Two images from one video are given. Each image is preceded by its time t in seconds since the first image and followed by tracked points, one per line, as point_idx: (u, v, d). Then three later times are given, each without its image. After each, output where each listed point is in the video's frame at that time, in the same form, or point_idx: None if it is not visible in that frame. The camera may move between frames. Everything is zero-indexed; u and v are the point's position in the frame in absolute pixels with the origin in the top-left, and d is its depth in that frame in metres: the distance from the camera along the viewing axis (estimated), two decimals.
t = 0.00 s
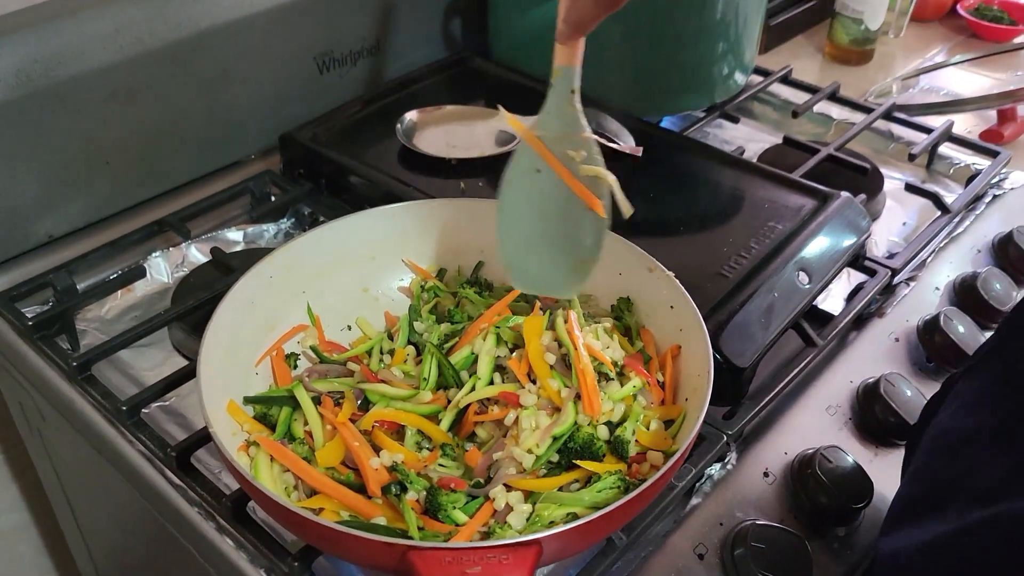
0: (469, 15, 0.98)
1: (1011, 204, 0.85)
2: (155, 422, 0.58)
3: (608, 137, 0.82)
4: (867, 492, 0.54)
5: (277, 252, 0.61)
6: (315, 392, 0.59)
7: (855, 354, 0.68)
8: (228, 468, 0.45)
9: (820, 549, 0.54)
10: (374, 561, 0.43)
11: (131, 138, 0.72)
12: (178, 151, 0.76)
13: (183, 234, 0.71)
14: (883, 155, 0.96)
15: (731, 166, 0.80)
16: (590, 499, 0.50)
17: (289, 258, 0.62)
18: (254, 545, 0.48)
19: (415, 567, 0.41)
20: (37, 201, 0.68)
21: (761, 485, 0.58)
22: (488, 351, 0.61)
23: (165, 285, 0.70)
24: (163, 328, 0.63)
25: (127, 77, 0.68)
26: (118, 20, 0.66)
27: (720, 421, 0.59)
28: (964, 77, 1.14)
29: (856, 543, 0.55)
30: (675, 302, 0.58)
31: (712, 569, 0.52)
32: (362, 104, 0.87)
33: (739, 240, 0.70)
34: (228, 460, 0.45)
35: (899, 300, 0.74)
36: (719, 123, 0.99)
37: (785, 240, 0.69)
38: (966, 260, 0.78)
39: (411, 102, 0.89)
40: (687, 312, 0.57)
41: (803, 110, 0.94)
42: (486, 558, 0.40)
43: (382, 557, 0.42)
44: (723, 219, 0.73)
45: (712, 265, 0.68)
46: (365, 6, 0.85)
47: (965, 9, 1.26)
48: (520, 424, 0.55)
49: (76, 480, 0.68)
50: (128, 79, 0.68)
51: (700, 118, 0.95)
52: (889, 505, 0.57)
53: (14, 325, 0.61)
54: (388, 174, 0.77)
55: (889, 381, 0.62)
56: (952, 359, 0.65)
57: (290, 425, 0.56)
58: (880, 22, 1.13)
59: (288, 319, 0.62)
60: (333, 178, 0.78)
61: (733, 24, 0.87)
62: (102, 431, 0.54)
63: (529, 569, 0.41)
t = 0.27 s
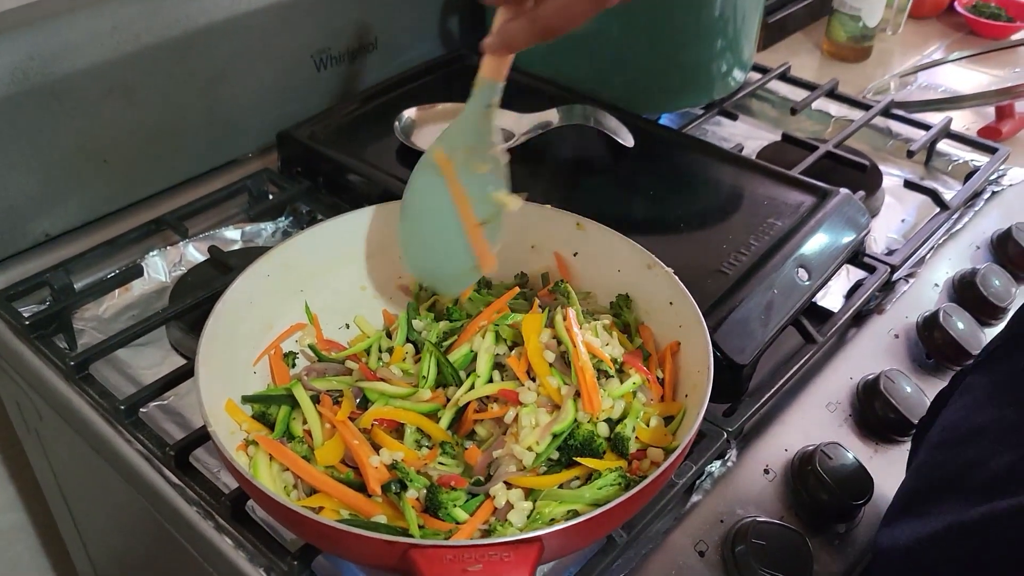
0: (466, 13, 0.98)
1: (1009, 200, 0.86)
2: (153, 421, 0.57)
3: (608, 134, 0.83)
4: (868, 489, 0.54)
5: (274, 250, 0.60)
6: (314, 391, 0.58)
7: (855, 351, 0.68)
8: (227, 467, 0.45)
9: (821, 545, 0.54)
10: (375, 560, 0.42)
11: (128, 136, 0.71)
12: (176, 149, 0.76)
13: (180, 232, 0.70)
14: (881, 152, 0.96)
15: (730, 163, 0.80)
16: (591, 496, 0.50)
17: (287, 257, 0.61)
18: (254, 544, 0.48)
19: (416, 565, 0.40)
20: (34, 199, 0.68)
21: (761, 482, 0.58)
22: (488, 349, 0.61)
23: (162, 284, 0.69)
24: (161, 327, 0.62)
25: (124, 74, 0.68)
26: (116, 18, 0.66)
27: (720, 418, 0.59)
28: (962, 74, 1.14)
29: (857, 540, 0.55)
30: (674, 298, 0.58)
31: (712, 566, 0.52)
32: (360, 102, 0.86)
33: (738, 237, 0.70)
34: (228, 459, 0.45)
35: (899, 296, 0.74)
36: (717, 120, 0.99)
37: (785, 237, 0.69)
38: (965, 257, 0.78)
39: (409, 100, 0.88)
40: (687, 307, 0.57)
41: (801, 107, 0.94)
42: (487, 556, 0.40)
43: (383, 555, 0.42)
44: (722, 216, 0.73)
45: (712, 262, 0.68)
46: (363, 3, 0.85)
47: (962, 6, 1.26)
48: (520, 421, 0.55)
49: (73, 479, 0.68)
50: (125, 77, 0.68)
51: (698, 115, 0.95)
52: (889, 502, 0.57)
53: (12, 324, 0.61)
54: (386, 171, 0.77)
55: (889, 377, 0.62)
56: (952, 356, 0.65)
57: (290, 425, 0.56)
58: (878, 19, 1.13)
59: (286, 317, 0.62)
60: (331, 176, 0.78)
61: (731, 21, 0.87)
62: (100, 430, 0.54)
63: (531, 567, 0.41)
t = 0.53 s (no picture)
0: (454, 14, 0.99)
1: (990, 199, 0.87)
2: (141, 422, 0.58)
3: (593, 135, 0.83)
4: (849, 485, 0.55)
5: (261, 252, 0.60)
6: (301, 391, 0.59)
7: (838, 349, 0.69)
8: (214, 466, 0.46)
9: (803, 541, 0.55)
10: (361, 557, 0.43)
11: (116, 138, 0.72)
12: (164, 151, 0.76)
13: (168, 235, 0.71)
14: (865, 152, 0.97)
15: (715, 163, 0.81)
16: (575, 492, 0.50)
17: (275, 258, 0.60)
18: (242, 543, 0.48)
19: (402, 562, 0.41)
20: (22, 202, 0.68)
21: (745, 479, 0.58)
22: (473, 349, 0.62)
23: (150, 286, 0.69)
24: (149, 328, 0.63)
25: (112, 77, 0.68)
26: (103, 20, 0.66)
27: (703, 416, 0.60)
28: (945, 75, 1.15)
29: (838, 535, 0.56)
30: (658, 298, 0.59)
31: (696, 562, 0.53)
32: (348, 103, 0.87)
33: (722, 237, 0.71)
34: (215, 459, 0.45)
35: (881, 295, 0.75)
36: (703, 121, 1.00)
37: (768, 237, 0.70)
38: (946, 255, 0.80)
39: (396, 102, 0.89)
40: (671, 309, 0.57)
41: (785, 107, 0.95)
42: (471, 552, 0.41)
43: (369, 552, 0.42)
44: (707, 216, 0.74)
45: (696, 262, 0.69)
46: (351, 6, 0.85)
47: (945, 7, 1.28)
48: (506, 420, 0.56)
49: (62, 481, 0.68)
50: (113, 79, 0.68)
51: (683, 116, 0.95)
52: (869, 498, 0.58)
53: None
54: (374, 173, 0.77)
55: (870, 375, 0.63)
56: (933, 353, 0.66)
57: (278, 425, 0.57)
58: (862, 20, 1.14)
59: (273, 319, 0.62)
60: (318, 178, 0.79)
61: (716, 23, 0.88)
62: (88, 432, 0.54)
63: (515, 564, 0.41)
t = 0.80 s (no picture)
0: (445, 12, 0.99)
1: (980, 194, 0.87)
2: (133, 419, 0.58)
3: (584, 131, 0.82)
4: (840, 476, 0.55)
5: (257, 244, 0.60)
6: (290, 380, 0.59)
7: (828, 343, 0.69)
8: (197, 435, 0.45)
9: (795, 534, 0.55)
10: (344, 523, 0.42)
11: (106, 137, 0.71)
12: (154, 149, 0.76)
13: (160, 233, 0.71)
14: (856, 147, 0.98)
15: (706, 159, 0.81)
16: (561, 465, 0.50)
17: (270, 250, 0.61)
18: (234, 539, 0.48)
19: (383, 524, 0.40)
20: (12, 201, 0.68)
21: (737, 473, 0.59)
22: (462, 336, 0.63)
23: (142, 284, 0.69)
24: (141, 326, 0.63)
25: (102, 75, 0.68)
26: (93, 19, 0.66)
27: (696, 410, 0.60)
28: (936, 70, 1.15)
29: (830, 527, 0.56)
30: (648, 289, 0.59)
31: (688, 555, 0.53)
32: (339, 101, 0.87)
33: (713, 232, 0.71)
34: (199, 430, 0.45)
35: (871, 289, 0.75)
36: (694, 117, 1.00)
37: (759, 231, 0.70)
38: (936, 249, 0.80)
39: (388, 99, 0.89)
40: (659, 295, 0.58)
41: (776, 103, 0.95)
42: (453, 513, 0.40)
43: (351, 518, 0.42)
44: (698, 211, 0.74)
45: (687, 257, 0.69)
46: (341, 3, 0.85)
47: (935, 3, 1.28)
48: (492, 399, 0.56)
49: (56, 480, 0.68)
50: (103, 78, 0.68)
51: (675, 112, 0.96)
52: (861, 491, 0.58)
53: None
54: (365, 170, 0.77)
55: (861, 368, 0.63)
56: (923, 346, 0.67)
57: (268, 410, 0.57)
58: (852, 17, 1.15)
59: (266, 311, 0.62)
60: (310, 175, 0.79)
61: (706, 19, 0.88)
62: (80, 429, 0.54)
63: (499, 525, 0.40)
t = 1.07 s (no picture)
0: (440, 11, 0.99)
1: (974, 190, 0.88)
2: (131, 419, 0.58)
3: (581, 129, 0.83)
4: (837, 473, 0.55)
5: (259, 228, 0.62)
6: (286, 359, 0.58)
7: (825, 339, 0.70)
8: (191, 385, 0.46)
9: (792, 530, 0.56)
10: (331, 466, 0.42)
11: (103, 137, 0.71)
12: (150, 149, 0.76)
13: (157, 233, 0.71)
14: (851, 145, 0.98)
15: (702, 157, 0.81)
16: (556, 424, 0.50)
17: (271, 238, 0.62)
18: (231, 537, 0.48)
19: (373, 463, 0.40)
20: (8, 202, 0.68)
21: (734, 469, 0.59)
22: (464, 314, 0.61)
23: (139, 284, 0.69)
24: (138, 326, 0.63)
25: (97, 76, 0.68)
26: (88, 19, 0.66)
27: (693, 407, 0.60)
28: (930, 68, 1.16)
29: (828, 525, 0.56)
30: (645, 286, 0.60)
31: (686, 551, 0.53)
32: (335, 101, 0.87)
33: (709, 230, 0.72)
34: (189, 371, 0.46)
35: (867, 285, 0.76)
36: (690, 116, 1.00)
37: (755, 228, 0.71)
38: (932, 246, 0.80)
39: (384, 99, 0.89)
40: (657, 291, 0.59)
41: (771, 101, 0.96)
42: (442, 454, 0.40)
43: (343, 463, 0.42)
44: (695, 209, 0.74)
45: (683, 255, 0.69)
46: (337, 3, 0.85)
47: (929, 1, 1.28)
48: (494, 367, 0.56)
49: (53, 481, 0.68)
50: (98, 78, 0.68)
51: (671, 111, 0.96)
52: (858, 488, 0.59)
53: None
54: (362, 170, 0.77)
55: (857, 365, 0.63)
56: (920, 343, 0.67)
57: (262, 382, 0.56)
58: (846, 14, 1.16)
59: (262, 295, 0.63)
60: (307, 175, 0.79)
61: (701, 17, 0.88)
62: (77, 429, 0.54)
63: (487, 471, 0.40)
